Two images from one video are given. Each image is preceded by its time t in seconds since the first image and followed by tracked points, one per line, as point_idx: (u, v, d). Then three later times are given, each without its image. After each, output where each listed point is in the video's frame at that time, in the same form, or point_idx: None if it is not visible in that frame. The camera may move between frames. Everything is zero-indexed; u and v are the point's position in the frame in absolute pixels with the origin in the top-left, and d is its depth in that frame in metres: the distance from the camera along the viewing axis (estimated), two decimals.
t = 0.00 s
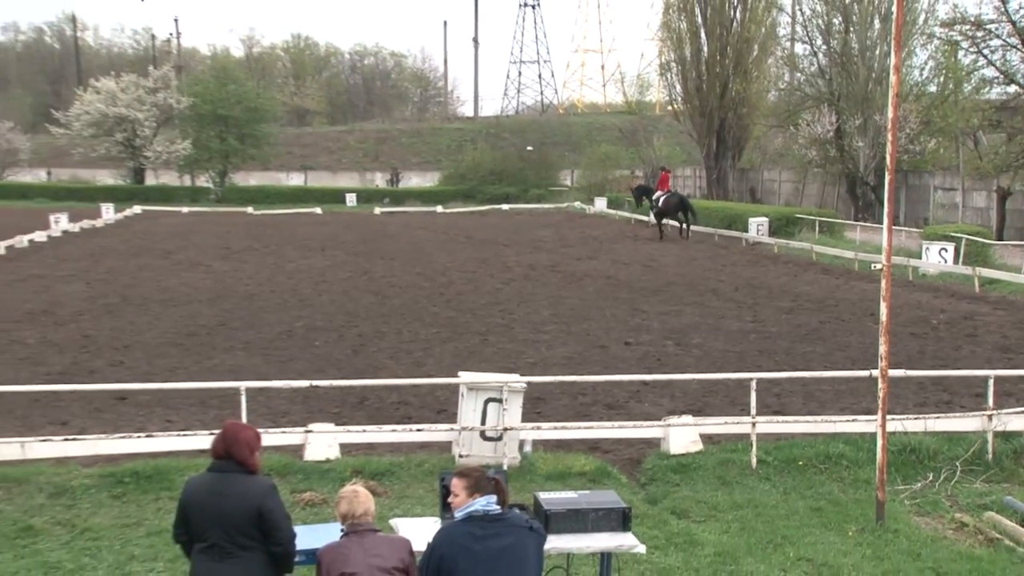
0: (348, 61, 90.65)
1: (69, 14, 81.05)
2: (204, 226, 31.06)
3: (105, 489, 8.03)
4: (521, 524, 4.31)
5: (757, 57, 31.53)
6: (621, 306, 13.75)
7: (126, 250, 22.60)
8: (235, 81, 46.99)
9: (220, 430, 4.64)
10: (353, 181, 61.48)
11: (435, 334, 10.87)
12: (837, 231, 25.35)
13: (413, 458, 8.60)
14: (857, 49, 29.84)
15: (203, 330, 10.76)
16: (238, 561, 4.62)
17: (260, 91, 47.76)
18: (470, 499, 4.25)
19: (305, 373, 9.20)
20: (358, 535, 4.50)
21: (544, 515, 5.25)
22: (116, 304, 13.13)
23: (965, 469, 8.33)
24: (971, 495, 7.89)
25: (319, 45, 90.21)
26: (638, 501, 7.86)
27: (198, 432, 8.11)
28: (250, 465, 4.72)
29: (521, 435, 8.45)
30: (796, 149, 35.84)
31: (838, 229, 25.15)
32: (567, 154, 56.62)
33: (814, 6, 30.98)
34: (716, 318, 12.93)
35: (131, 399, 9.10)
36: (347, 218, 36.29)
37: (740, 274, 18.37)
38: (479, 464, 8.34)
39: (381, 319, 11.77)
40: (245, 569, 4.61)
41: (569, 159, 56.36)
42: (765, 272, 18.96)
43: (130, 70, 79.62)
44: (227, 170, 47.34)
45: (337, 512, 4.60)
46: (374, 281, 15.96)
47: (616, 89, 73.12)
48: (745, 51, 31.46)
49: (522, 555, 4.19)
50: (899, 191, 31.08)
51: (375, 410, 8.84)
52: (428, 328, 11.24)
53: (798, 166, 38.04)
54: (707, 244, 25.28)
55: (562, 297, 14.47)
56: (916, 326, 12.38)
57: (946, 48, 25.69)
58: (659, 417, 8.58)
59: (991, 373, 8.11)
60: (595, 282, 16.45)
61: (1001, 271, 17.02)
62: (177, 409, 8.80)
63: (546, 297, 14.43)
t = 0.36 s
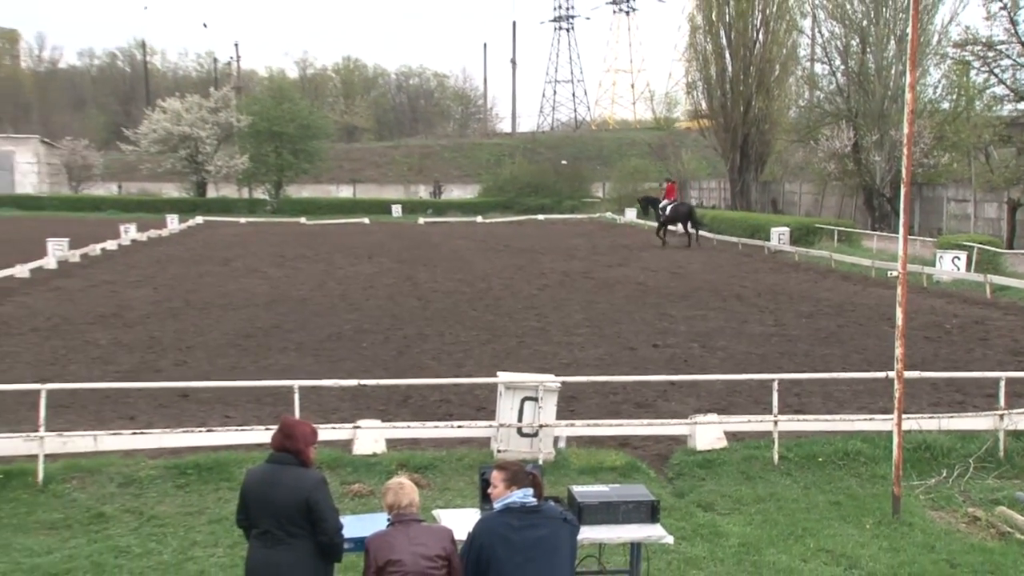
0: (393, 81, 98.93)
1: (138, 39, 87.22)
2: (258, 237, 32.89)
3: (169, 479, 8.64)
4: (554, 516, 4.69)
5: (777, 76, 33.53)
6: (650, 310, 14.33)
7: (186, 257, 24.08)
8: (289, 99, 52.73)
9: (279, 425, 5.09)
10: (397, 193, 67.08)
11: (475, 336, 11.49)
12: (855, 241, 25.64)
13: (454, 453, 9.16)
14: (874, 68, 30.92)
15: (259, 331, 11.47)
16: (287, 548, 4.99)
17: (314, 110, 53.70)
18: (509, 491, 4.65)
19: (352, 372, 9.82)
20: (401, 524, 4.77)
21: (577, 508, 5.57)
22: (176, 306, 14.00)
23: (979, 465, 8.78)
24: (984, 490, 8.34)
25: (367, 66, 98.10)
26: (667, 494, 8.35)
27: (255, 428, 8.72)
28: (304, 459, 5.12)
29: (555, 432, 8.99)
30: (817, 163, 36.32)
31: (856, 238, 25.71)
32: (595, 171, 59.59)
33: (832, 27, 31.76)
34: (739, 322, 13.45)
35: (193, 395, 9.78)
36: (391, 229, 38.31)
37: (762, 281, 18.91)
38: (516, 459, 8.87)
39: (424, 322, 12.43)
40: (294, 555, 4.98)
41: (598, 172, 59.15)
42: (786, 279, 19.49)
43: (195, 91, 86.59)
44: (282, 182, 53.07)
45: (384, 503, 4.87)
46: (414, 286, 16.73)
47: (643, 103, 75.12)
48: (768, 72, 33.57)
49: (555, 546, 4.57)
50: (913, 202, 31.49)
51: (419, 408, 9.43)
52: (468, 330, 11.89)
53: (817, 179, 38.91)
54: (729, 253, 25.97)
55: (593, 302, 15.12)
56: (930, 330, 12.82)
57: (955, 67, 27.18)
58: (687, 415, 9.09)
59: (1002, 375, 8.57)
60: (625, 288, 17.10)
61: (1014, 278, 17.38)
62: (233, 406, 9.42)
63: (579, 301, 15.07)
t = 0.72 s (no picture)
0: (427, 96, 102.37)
1: (187, 59, 91.79)
2: (297, 246, 34.36)
3: (215, 473, 9.11)
4: (581, 512, 4.85)
5: (794, 91, 34.98)
6: (672, 316, 14.83)
7: (231, 266, 25.30)
8: (330, 114, 55.55)
9: (316, 424, 5.31)
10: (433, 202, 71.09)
11: (504, 340, 12.00)
12: (869, 249, 26.77)
13: (485, 451, 9.59)
14: (888, 83, 32.09)
15: (299, 335, 12.05)
16: (330, 540, 5.19)
17: (352, 124, 56.71)
18: (537, 486, 4.84)
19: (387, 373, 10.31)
20: (435, 517, 4.81)
21: (602, 504, 5.69)
22: (221, 310, 14.73)
23: (990, 465, 9.13)
24: (994, 489, 8.67)
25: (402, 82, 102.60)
26: (688, 491, 8.73)
27: (296, 426, 9.17)
28: (341, 455, 5.34)
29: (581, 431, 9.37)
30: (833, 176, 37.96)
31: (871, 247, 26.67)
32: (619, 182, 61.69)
33: (848, 44, 33.29)
34: (758, 327, 13.87)
35: (237, 395, 10.31)
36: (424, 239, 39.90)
37: (780, 287, 19.35)
38: (543, 457, 9.25)
39: (456, 326, 12.98)
40: (336, 547, 5.18)
41: (625, 184, 61.69)
42: (803, 285, 19.92)
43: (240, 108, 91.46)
44: (321, 194, 55.97)
45: (418, 499, 4.91)
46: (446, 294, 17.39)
47: (666, 119, 77.12)
48: (785, 87, 35.09)
49: (582, 539, 4.76)
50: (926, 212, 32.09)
51: (451, 407, 9.89)
52: (498, 335, 12.41)
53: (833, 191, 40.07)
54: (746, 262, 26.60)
55: (618, 308, 15.66)
56: (942, 335, 13.16)
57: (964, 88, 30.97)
58: (707, 415, 9.49)
59: (1011, 379, 8.92)
60: (648, 295, 17.66)
61: None
62: (274, 406, 9.89)
63: (603, 308, 15.61)
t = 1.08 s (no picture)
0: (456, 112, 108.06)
1: (231, 78, 96.41)
2: (329, 255, 35.77)
3: (258, 466, 9.69)
4: (600, 504, 5.13)
5: (804, 107, 36.82)
6: (686, 320, 15.45)
7: (269, 274, 26.55)
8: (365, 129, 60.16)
9: (354, 421, 5.59)
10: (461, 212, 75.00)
11: (527, 342, 12.66)
12: (875, 257, 27.73)
13: (510, 447, 10.14)
14: (892, 99, 33.80)
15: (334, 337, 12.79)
16: (367, 531, 5.46)
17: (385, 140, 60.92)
18: (559, 479, 5.11)
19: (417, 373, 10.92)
20: (469, 508, 5.23)
21: (619, 497, 6.01)
22: (261, 316, 15.51)
23: (988, 460, 9.64)
24: (993, 483, 9.16)
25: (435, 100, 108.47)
26: (702, 485, 9.25)
27: (332, 423, 9.75)
28: (378, 451, 5.63)
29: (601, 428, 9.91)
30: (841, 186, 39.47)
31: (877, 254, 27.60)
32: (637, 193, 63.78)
33: (854, 63, 35.06)
34: (769, 329, 14.45)
35: (277, 395, 10.93)
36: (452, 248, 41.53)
37: (790, 292, 19.94)
38: (565, 452, 9.78)
39: (481, 331, 13.67)
40: (373, 537, 5.45)
41: (643, 195, 64.04)
42: (812, 290, 20.52)
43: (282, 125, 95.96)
44: (356, 204, 61.00)
45: (451, 490, 5.28)
46: (473, 301, 18.18)
47: (683, 133, 79.56)
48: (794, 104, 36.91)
49: (600, 531, 5.00)
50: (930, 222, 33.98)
51: (478, 406, 10.49)
52: (521, 338, 13.07)
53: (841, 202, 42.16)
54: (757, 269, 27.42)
55: (635, 313, 16.34)
56: (945, 337, 13.67)
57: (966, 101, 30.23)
58: (720, 414, 10.04)
59: (1009, 380, 9.45)
60: (664, 300, 18.35)
61: None
62: (310, 404, 10.50)
63: (621, 313, 16.28)
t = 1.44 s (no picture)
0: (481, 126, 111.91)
1: (270, 93, 100.54)
2: (359, 263, 37.09)
3: (293, 461, 10.20)
4: (616, 499, 5.25)
5: (811, 119, 38.87)
6: (699, 322, 16.08)
7: (303, 280, 27.73)
8: (394, 143, 63.60)
9: (388, 418, 5.82)
10: (483, 220, 77.51)
11: (546, 345, 13.32)
12: (878, 262, 28.60)
13: (531, 444, 10.61)
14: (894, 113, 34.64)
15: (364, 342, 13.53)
16: (396, 524, 5.68)
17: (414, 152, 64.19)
18: (576, 474, 5.27)
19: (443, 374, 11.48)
20: (495, 501, 5.41)
21: (634, 491, 5.99)
22: (295, 321, 16.30)
23: (987, 457, 10.12)
24: (992, 479, 9.61)
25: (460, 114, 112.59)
26: (714, 480, 9.71)
27: (363, 420, 10.29)
28: (410, 448, 5.85)
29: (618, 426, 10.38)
30: (846, 196, 40.56)
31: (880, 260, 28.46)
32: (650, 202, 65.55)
33: (859, 78, 36.01)
34: (778, 331, 15.02)
35: (311, 394, 11.50)
36: (475, 255, 43.00)
37: (798, 296, 20.54)
38: (583, 448, 10.22)
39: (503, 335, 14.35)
40: (401, 529, 5.67)
41: (658, 205, 65.94)
42: (820, 294, 21.12)
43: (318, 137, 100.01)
44: (385, 213, 64.25)
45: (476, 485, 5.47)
46: (496, 306, 18.91)
47: (697, 145, 81.81)
48: (802, 117, 38.96)
49: (617, 524, 5.16)
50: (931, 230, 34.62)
51: (500, 404, 11.05)
52: (541, 341, 13.73)
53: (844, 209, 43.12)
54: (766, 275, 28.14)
55: (650, 316, 17.00)
56: (947, 340, 14.19)
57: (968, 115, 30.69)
58: (732, 412, 10.55)
59: (1007, 380, 9.98)
60: (678, 304, 19.02)
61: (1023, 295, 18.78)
62: (341, 402, 11.06)
63: (637, 316, 16.95)
